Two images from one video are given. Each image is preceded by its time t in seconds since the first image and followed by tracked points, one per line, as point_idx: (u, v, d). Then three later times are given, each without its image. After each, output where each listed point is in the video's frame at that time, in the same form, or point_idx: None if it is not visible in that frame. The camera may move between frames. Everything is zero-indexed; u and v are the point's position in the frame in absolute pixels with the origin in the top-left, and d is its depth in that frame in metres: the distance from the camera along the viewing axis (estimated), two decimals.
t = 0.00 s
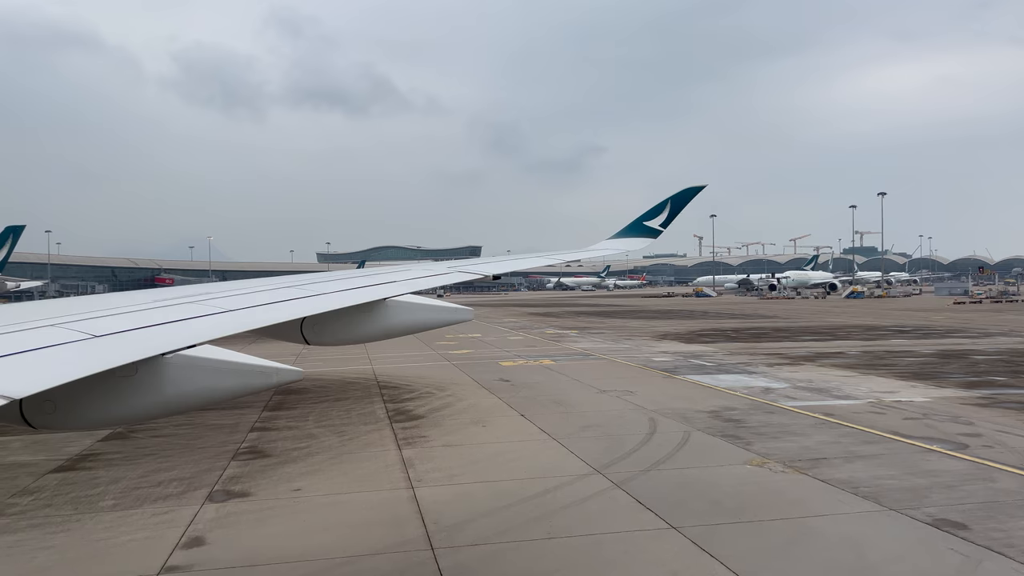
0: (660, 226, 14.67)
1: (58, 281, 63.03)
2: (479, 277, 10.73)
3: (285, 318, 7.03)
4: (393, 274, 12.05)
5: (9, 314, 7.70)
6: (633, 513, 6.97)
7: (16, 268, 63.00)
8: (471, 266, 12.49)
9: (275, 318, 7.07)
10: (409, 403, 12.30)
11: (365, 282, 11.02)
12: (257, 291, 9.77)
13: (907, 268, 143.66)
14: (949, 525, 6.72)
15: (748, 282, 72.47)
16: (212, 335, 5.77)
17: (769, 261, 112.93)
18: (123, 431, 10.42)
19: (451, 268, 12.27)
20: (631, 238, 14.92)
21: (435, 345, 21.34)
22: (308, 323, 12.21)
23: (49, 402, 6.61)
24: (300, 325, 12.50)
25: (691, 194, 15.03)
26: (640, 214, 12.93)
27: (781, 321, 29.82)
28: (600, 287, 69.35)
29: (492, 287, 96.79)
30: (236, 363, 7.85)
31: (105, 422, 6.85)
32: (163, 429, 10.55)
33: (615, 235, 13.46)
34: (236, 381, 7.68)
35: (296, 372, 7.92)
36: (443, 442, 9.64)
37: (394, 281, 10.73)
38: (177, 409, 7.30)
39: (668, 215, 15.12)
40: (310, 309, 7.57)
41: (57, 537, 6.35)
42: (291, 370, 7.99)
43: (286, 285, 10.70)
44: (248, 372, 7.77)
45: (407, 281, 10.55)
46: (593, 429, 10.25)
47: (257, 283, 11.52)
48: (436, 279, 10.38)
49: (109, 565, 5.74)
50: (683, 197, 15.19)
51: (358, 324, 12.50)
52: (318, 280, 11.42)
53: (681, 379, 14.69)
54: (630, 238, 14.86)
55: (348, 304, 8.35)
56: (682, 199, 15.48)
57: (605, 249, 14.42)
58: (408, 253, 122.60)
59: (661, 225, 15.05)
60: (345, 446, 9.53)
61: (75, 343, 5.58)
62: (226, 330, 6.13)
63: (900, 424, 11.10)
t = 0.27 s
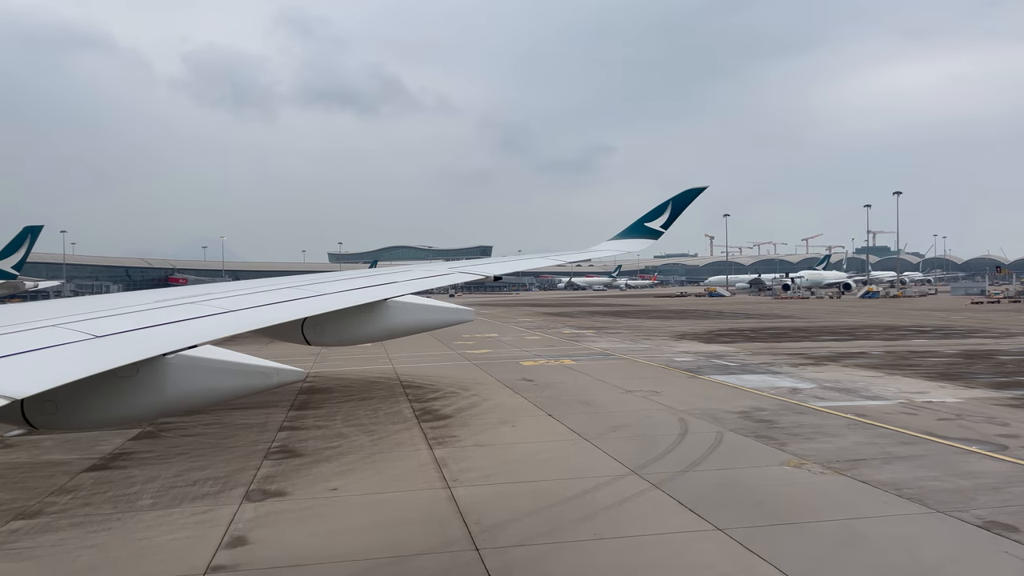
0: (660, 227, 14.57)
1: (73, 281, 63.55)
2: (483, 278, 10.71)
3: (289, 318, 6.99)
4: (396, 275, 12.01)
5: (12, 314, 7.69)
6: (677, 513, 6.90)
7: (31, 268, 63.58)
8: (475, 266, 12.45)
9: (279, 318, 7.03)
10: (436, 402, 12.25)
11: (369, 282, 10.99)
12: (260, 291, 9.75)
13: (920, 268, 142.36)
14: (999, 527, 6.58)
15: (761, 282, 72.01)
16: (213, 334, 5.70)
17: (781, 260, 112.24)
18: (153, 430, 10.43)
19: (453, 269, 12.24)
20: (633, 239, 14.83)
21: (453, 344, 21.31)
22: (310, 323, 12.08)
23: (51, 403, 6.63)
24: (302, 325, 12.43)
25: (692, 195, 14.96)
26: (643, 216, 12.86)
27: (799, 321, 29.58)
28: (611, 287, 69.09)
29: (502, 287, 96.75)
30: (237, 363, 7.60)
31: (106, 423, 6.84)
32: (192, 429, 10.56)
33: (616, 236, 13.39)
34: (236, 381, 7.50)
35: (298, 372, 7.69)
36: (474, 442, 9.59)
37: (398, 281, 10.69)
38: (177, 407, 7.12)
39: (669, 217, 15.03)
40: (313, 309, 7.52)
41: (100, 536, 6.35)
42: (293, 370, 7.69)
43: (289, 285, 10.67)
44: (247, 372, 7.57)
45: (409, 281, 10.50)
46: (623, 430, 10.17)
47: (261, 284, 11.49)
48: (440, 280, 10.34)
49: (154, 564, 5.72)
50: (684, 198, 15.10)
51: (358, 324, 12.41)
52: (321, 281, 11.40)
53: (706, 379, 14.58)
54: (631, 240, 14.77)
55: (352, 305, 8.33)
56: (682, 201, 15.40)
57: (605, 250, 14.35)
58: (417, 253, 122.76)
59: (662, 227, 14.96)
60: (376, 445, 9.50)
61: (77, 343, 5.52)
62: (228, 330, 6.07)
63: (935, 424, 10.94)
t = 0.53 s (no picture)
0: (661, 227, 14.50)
1: (87, 281, 63.99)
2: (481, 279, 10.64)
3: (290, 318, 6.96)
4: (398, 275, 11.96)
5: (15, 315, 7.70)
6: (720, 515, 6.80)
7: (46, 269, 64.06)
8: (477, 266, 12.38)
9: (279, 318, 7.00)
10: (462, 402, 12.21)
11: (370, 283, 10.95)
12: (261, 292, 9.72)
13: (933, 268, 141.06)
14: None
15: (773, 282, 71.57)
16: (214, 334, 5.68)
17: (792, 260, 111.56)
18: (182, 430, 10.43)
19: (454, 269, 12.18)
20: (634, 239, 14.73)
21: (471, 344, 21.26)
22: (311, 323, 11.91)
23: (52, 403, 6.52)
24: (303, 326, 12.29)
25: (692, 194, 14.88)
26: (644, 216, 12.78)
27: (816, 321, 29.33)
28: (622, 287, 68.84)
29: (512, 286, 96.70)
30: (238, 363, 7.62)
31: (106, 424, 6.73)
32: (220, 428, 10.56)
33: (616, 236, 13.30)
34: (238, 382, 7.56)
35: (298, 372, 7.73)
36: (505, 442, 9.52)
37: (399, 281, 10.64)
38: (198, 405, 7.27)
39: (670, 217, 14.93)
40: (314, 309, 7.50)
41: (142, 535, 6.34)
42: (294, 370, 7.74)
43: (290, 285, 10.65)
44: (247, 373, 7.61)
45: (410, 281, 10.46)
46: (653, 430, 10.08)
47: (262, 284, 11.49)
48: (442, 280, 10.29)
49: (199, 563, 5.71)
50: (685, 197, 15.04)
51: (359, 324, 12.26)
52: (321, 281, 11.36)
53: (731, 379, 14.47)
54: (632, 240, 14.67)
55: (354, 304, 8.29)
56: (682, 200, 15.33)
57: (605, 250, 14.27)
58: (427, 253, 122.93)
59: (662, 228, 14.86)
60: (406, 445, 9.46)
61: (79, 343, 5.52)
62: (230, 330, 6.06)
63: (969, 425, 10.79)
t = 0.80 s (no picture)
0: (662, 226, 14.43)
1: (100, 281, 64.39)
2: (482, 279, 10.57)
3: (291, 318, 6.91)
4: (398, 275, 11.90)
5: (14, 314, 7.66)
6: (763, 517, 6.71)
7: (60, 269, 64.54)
8: (477, 266, 12.31)
9: (279, 318, 6.96)
10: (487, 402, 12.15)
11: (370, 283, 10.88)
12: (262, 292, 9.68)
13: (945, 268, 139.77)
14: None
15: (784, 282, 71.13)
16: (215, 334, 5.63)
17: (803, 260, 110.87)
18: (210, 429, 10.42)
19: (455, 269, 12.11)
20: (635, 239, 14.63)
21: (488, 344, 21.19)
22: (313, 322, 11.69)
23: (54, 402, 6.43)
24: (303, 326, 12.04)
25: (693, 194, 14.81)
26: (645, 216, 12.74)
27: (834, 321, 29.09)
28: (633, 287, 68.59)
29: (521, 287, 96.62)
30: (238, 362, 7.64)
31: (107, 424, 6.70)
32: (247, 428, 10.55)
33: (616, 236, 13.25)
34: (240, 381, 7.57)
35: (299, 372, 7.74)
36: (534, 442, 9.45)
37: (400, 281, 10.57)
38: (205, 404, 7.21)
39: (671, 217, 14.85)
40: (313, 309, 7.45)
41: (182, 535, 6.33)
42: (294, 370, 7.76)
43: (291, 285, 10.60)
44: (248, 373, 7.62)
45: (410, 281, 10.40)
46: (684, 430, 9.99)
47: (264, 284, 11.45)
48: (443, 280, 10.23)
49: (243, 563, 5.70)
50: (685, 197, 14.99)
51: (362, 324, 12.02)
52: (321, 282, 11.29)
53: (755, 379, 14.36)
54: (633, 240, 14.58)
55: (355, 305, 8.24)
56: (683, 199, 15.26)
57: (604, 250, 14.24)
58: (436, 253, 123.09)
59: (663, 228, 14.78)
60: (436, 444, 9.42)
61: (79, 343, 5.47)
62: (231, 330, 6.02)
63: (1004, 426, 10.62)
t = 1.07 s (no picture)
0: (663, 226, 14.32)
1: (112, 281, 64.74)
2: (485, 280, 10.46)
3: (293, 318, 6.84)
4: (401, 275, 11.81)
5: (14, 314, 7.59)
6: (805, 519, 6.62)
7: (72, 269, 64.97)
8: (480, 266, 12.22)
9: (281, 319, 6.88)
10: (511, 401, 12.10)
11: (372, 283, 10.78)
12: (264, 292, 9.60)
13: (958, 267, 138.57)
14: None
15: (796, 283, 70.57)
16: (217, 335, 5.56)
17: (813, 260, 110.24)
18: (237, 428, 10.43)
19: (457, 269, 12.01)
20: (636, 240, 14.54)
21: (505, 343, 21.14)
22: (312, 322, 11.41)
23: (55, 402, 6.32)
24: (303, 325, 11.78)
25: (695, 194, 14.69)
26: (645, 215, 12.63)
27: (851, 321, 28.85)
28: (643, 287, 68.37)
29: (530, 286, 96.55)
30: (239, 363, 7.60)
31: (108, 424, 6.63)
32: (274, 427, 10.54)
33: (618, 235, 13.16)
34: (240, 382, 7.55)
35: (299, 373, 7.70)
36: (564, 442, 9.37)
37: (403, 281, 10.47)
38: (219, 399, 7.31)
39: (673, 217, 14.75)
40: (315, 308, 7.38)
41: (223, 534, 6.32)
42: (296, 371, 7.72)
43: (293, 285, 10.52)
44: (250, 373, 7.58)
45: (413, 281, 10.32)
46: (714, 431, 9.90)
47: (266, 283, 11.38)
48: (446, 280, 10.15)
49: (286, 562, 5.68)
50: (686, 196, 14.89)
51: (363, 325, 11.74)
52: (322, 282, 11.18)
53: (779, 379, 14.26)
54: (635, 240, 14.49)
55: (358, 305, 8.16)
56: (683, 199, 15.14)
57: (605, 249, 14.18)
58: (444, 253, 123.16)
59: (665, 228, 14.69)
60: (466, 444, 9.37)
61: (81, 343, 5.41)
62: (233, 330, 5.97)
63: None
